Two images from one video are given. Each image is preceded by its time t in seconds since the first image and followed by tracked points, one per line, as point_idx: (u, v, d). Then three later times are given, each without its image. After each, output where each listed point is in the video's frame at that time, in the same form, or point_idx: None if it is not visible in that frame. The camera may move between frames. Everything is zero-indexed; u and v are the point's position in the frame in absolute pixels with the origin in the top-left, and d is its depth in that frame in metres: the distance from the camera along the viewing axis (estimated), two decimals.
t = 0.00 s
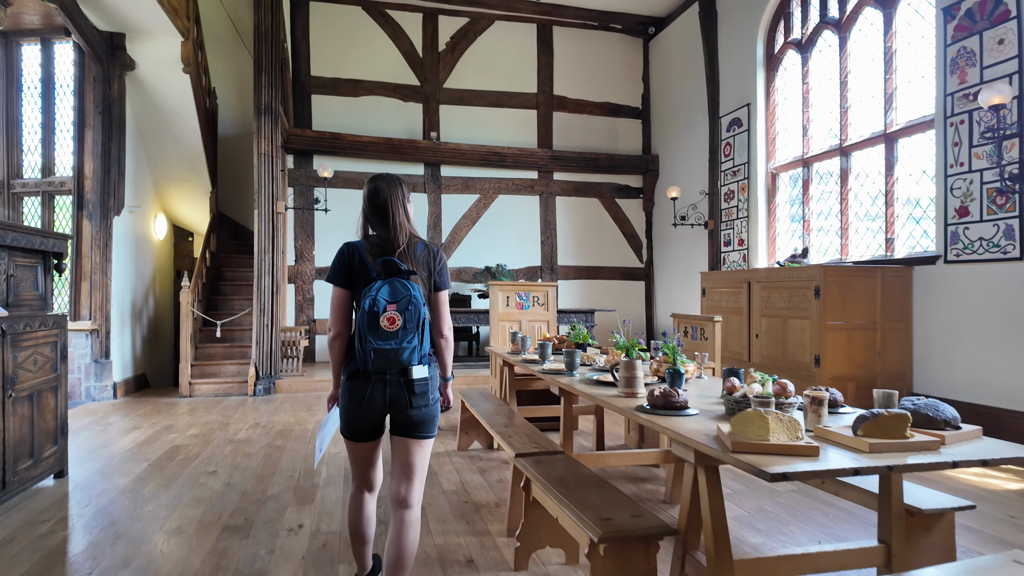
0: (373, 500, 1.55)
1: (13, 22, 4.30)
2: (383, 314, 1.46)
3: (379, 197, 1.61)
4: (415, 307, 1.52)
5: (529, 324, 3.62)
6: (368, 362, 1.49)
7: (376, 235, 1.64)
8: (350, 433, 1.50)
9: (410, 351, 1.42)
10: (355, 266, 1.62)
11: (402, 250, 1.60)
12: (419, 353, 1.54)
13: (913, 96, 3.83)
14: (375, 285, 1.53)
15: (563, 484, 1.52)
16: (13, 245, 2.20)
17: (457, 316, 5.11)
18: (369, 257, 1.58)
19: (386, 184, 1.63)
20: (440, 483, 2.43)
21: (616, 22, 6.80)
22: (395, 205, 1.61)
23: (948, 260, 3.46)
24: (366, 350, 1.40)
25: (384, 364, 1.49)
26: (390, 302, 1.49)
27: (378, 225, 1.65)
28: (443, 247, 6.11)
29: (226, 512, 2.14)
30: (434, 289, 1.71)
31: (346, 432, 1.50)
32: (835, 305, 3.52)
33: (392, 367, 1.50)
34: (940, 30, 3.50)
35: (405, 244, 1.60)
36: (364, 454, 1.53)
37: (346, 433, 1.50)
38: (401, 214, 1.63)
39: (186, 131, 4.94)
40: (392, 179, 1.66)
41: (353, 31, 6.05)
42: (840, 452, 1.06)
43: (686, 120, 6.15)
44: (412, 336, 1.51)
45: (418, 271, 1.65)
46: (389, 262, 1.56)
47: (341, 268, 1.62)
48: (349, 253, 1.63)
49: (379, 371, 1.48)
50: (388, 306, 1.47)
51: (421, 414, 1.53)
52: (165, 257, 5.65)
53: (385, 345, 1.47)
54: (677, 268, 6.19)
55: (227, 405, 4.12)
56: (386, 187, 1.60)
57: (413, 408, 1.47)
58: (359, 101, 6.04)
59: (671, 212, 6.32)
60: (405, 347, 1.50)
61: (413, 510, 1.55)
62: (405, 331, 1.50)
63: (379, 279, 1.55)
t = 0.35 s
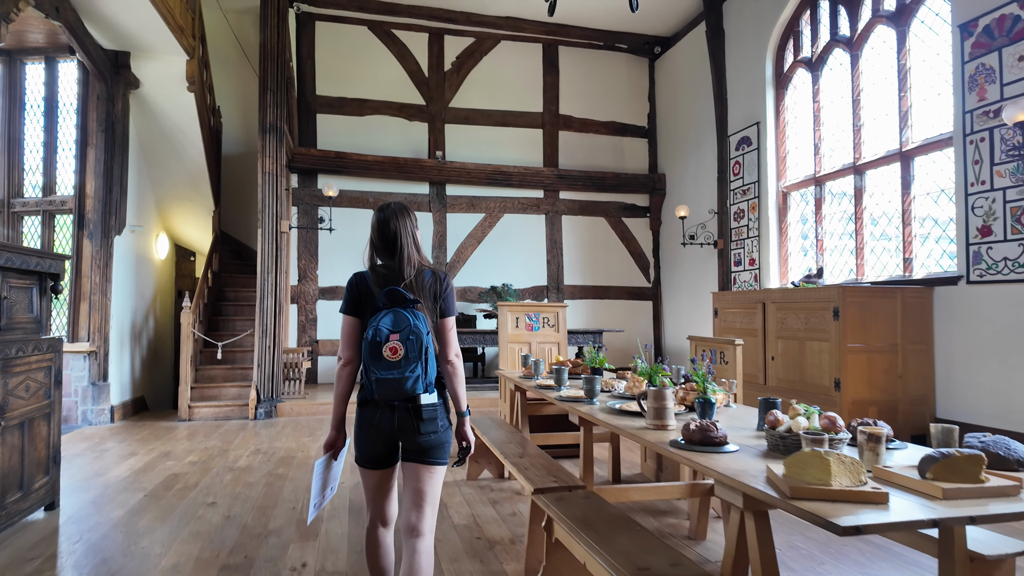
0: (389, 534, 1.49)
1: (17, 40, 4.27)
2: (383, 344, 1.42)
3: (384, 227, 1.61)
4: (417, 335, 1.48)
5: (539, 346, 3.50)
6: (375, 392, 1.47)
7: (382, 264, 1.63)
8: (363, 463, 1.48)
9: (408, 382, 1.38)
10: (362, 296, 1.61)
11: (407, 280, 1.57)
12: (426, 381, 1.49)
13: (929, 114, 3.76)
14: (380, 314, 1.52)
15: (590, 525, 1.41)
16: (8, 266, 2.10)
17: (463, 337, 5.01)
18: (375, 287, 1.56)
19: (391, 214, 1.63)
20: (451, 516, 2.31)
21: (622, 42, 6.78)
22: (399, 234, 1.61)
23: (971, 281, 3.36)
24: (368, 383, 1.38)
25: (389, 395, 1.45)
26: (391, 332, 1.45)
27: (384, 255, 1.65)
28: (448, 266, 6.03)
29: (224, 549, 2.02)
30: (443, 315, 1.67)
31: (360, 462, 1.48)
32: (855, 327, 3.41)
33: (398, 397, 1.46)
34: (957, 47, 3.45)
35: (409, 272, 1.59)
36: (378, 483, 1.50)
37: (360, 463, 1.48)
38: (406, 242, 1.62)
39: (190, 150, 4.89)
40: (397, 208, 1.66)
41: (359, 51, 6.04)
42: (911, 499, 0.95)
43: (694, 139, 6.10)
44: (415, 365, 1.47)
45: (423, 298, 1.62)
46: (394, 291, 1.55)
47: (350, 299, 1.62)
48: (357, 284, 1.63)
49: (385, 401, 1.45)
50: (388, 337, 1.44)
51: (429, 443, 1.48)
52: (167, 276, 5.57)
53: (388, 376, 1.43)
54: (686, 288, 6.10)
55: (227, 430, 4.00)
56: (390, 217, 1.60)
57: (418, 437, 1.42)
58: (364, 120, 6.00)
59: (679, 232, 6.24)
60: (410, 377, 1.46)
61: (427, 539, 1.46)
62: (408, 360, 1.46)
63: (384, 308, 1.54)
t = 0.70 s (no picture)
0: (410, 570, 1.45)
1: (21, 62, 4.22)
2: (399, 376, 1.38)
3: (397, 257, 1.56)
4: (433, 366, 1.44)
5: (551, 373, 3.37)
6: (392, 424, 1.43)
7: (397, 294, 1.58)
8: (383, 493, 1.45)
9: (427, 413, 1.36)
10: (378, 327, 1.58)
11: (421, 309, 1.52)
12: (444, 412, 1.44)
13: (948, 135, 3.70)
14: (394, 345, 1.47)
15: None
16: None
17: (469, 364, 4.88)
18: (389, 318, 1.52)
19: (404, 242, 1.58)
20: (464, 558, 2.16)
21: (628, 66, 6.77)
22: (412, 263, 1.55)
23: (998, 306, 3.25)
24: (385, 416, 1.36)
25: (406, 426, 1.41)
26: (408, 363, 1.42)
27: (399, 284, 1.60)
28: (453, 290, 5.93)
29: None
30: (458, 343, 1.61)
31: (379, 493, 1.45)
32: (878, 353, 3.29)
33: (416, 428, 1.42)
34: (976, 68, 3.40)
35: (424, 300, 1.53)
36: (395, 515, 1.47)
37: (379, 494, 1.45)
38: (420, 271, 1.57)
39: (194, 173, 4.82)
40: (411, 235, 1.61)
41: (366, 75, 6.02)
42: (1017, 561, 0.82)
43: (702, 162, 6.04)
44: (432, 397, 1.43)
45: (438, 328, 1.56)
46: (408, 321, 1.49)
47: (365, 330, 1.58)
48: (372, 314, 1.60)
49: (403, 433, 1.41)
50: (405, 368, 1.40)
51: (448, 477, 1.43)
52: (167, 300, 5.47)
53: (404, 408, 1.39)
54: (695, 313, 5.99)
55: (226, 460, 3.85)
56: (403, 246, 1.55)
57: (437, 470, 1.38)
58: (370, 143, 5.96)
59: (688, 255, 6.14)
60: (427, 409, 1.41)
61: (456, 563, 1.49)
62: (425, 392, 1.42)
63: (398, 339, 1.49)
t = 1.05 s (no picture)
0: None
1: (23, 88, 4.20)
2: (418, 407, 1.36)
3: (416, 290, 1.55)
4: (453, 398, 1.42)
5: (561, 405, 3.26)
6: (409, 457, 1.40)
7: (415, 327, 1.58)
8: (394, 533, 1.39)
9: (447, 444, 1.34)
10: (395, 360, 1.55)
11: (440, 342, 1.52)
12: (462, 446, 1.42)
13: (960, 162, 3.66)
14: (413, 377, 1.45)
15: None
16: None
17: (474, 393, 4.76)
18: (407, 350, 1.51)
19: (423, 276, 1.57)
20: None
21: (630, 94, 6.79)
22: (432, 297, 1.54)
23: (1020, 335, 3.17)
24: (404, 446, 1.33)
25: (424, 459, 1.38)
26: (427, 394, 1.40)
27: (418, 318, 1.59)
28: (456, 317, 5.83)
29: None
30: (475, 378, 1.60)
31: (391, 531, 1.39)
32: (898, 384, 3.19)
33: (434, 462, 1.39)
34: (988, 94, 3.38)
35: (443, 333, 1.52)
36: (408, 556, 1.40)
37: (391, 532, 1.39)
38: (439, 304, 1.56)
39: (195, 199, 4.77)
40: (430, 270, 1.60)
41: (370, 103, 6.02)
42: None
43: (706, 189, 6.01)
44: (450, 429, 1.40)
45: (457, 360, 1.54)
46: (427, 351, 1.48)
47: (382, 363, 1.56)
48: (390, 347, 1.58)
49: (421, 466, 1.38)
50: (425, 399, 1.39)
51: (466, 514, 1.40)
52: (165, 328, 5.37)
53: (423, 439, 1.37)
54: (702, 341, 5.89)
55: (222, 496, 3.71)
56: (422, 279, 1.54)
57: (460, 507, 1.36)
58: (373, 169, 5.92)
59: (694, 282, 6.06)
60: (445, 441, 1.39)
61: None
62: (443, 424, 1.40)
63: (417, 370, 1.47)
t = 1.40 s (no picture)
0: None
1: (19, 110, 4.15)
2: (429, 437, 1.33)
3: (427, 321, 1.52)
4: (463, 429, 1.39)
5: (567, 434, 3.13)
6: (417, 488, 1.36)
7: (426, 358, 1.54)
8: (398, 569, 1.32)
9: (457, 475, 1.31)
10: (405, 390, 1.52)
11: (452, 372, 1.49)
12: (470, 478, 1.38)
13: (969, 185, 3.61)
14: (423, 407, 1.41)
15: None
16: None
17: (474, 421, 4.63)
18: (418, 379, 1.48)
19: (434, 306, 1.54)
20: None
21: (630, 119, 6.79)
22: (443, 328, 1.50)
23: None
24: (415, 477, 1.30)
25: (432, 492, 1.34)
26: (438, 424, 1.37)
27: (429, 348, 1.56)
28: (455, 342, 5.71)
29: None
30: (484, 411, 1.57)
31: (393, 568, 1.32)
32: (915, 411, 3.09)
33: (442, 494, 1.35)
34: (997, 117, 3.35)
35: (454, 363, 1.48)
36: None
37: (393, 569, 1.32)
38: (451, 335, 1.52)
39: (192, 222, 4.70)
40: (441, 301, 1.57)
41: (370, 126, 5.98)
42: None
43: (708, 213, 5.97)
44: (460, 461, 1.37)
45: (467, 390, 1.50)
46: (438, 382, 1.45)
47: (391, 395, 1.51)
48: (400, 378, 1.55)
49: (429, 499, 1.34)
50: (435, 429, 1.36)
51: (473, 549, 1.35)
52: (158, 354, 5.25)
53: (432, 470, 1.33)
54: (707, 366, 5.79)
55: (212, 530, 3.56)
56: (433, 310, 1.51)
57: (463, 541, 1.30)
58: (372, 193, 5.86)
59: (698, 306, 5.97)
60: (454, 473, 1.35)
61: None
62: (453, 456, 1.36)
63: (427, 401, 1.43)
